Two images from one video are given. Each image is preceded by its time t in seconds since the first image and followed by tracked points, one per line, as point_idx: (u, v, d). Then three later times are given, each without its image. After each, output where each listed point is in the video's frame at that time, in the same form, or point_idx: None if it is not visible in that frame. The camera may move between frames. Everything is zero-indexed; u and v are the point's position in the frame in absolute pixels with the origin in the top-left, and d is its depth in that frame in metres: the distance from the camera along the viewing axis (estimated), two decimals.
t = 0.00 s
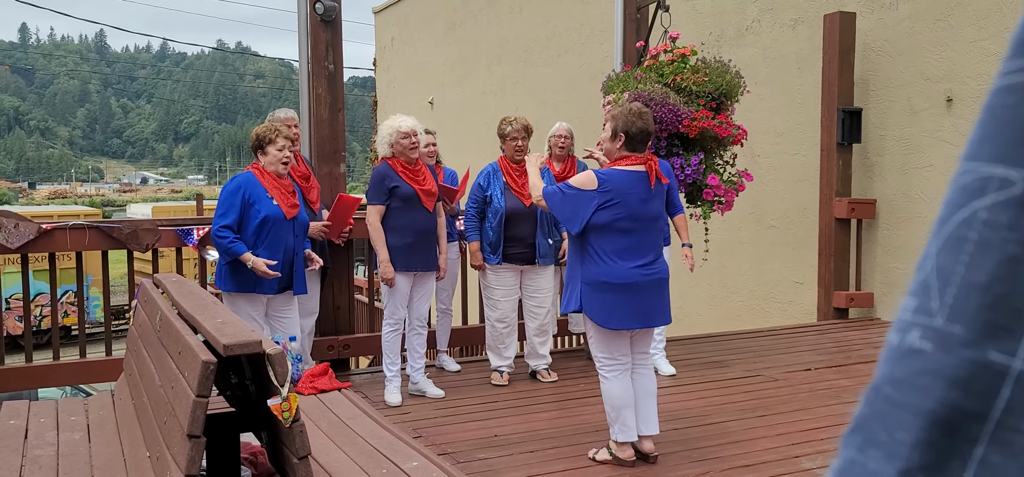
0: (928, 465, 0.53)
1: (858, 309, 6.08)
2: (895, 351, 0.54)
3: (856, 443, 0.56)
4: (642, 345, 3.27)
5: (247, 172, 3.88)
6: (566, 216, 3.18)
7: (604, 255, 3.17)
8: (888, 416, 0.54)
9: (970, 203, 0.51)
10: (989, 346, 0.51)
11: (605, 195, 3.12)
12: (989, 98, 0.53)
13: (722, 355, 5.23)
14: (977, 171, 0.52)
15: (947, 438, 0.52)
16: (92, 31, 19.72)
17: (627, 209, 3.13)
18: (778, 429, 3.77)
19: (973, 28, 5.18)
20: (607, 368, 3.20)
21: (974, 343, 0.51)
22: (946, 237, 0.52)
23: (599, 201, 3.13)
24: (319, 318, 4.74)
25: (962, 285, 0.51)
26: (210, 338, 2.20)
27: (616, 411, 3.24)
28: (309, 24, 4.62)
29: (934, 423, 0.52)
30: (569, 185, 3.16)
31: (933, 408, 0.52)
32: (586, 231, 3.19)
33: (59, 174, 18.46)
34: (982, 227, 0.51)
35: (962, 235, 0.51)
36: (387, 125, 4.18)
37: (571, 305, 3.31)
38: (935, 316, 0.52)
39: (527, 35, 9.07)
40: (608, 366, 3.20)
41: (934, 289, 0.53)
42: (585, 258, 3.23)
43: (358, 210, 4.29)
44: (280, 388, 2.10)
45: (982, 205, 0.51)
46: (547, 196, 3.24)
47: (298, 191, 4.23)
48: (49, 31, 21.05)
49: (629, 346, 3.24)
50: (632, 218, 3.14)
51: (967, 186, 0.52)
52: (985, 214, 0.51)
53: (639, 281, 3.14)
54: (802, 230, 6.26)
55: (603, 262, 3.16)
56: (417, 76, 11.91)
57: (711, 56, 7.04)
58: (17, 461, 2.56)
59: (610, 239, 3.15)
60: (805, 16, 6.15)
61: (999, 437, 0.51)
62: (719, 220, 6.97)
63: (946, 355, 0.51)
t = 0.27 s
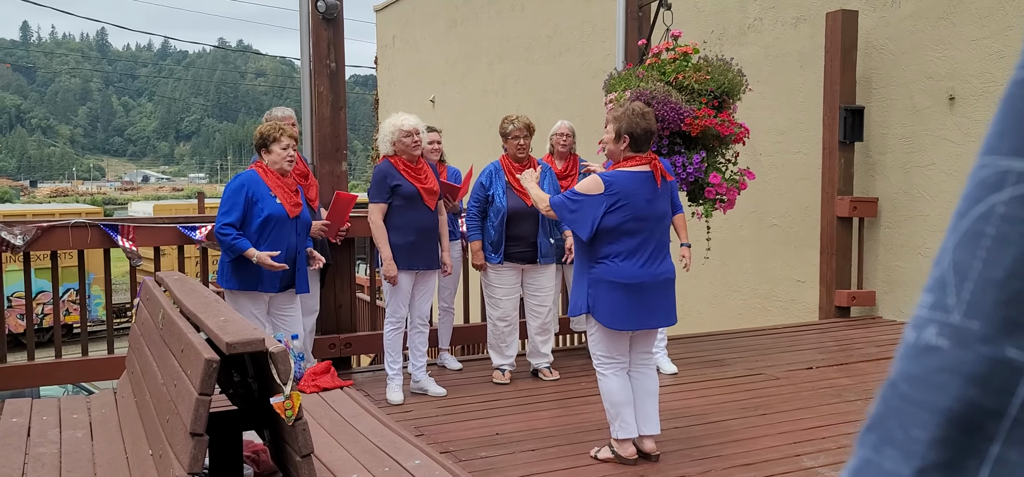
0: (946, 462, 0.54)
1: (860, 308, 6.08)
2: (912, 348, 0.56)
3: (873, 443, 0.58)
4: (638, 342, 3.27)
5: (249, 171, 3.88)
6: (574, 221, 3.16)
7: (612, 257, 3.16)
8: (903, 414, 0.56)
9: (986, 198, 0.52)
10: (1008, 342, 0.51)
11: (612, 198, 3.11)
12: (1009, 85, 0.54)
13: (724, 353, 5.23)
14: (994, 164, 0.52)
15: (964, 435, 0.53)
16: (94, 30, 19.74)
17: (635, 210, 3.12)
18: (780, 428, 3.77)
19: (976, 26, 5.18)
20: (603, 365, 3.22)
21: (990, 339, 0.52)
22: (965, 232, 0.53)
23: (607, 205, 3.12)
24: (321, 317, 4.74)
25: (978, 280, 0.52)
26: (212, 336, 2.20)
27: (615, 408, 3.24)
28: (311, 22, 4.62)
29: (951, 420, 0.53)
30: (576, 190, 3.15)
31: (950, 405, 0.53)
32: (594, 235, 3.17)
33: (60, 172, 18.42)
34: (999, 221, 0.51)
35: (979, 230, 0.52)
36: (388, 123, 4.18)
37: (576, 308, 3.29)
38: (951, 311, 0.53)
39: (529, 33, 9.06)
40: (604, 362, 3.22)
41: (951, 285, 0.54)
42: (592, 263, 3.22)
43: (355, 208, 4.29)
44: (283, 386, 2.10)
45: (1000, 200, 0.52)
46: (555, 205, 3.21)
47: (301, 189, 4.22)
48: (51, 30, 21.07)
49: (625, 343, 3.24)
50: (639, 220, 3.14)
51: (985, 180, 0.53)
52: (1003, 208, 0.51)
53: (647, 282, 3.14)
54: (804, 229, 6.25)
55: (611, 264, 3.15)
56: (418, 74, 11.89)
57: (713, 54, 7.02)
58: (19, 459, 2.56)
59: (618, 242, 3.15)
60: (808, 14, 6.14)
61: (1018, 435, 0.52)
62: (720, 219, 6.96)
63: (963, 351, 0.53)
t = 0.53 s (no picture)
0: (923, 450, 0.61)
1: (863, 305, 6.07)
2: (895, 341, 0.63)
3: (855, 436, 0.66)
4: (644, 340, 3.26)
5: (252, 170, 3.88)
6: (583, 218, 3.15)
7: (618, 255, 3.15)
8: (884, 407, 0.63)
9: (968, 192, 0.60)
10: (985, 335, 0.58)
11: (621, 196, 3.10)
12: (991, 87, 0.61)
13: (727, 351, 5.22)
14: (977, 161, 0.60)
15: (940, 427, 0.60)
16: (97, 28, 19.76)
17: (643, 208, 3.12)
18: (782, 425, 3.76)
19: (979, 22, 5.16)
20: (609, 362, 3.22)
21: (968, 332, 0.59)
22: (946, 226, 0.61)
23: (616, 202, 3.11)
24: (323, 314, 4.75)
25: (957, 274, 0.59)
26: (215, 334, 2.20)
27: (619, 406, 3.24)
28: (314, 20, 4.62)
29: (929, 411, 0.60)
30: (584, 186, 3.13)
31: (928, 395, 0.60)
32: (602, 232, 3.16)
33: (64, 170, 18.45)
34: (978, 215, 0.59)
35: (959, 225, 0.60)
36: (391, 121, 4.16)
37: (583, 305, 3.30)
38: (931, 305, 0.61)
39: (532, 30, 9.03)
40: (609, 359, 3.21)
41: (931, 279, 0.61)
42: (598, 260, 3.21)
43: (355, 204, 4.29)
44: (285, 384, 2.11)
45: (977, 197, 0.59)
46: (561, 199, 3.19)
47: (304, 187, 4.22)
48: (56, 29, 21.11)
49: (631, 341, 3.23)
50: (647, 217, 3.13)
51: (967, 175, 0.60)
52: (982, 202, 0.59)
53: (652, 280, 3.15)
54: (807, 226, 6.24)
55: (617, 261, 3.15)
56: (421, 71, 11.87)
57: (716, 52, 7.01)
58: (23, 456, 2.57)
59: (625, 240, 3.14)
60: (811, 11, 6.12)
61: (993, 424, 0.59)
62: (723, 216, 6.95)
63: (941, 343, 0.60)
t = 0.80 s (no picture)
0: (906, 435, 0.58)
1: (867, 302, 6.06)
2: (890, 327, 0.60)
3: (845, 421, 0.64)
4: (654, 337, 3.26)
5: (255, 167, 3.88)
6: (587, 215, 3.11)
7: (625, 250, 3.15)
8: (871, 392, 0.61)
9: (970, 178, 0.56)
10: (975, 321, 0.55)
11: (628, 192, 3.09)
12: (1004, 68, 0.57)
13: (730, 348, 5.22)
14: (982, 143, 0.57)
15: (925, 411, 0.57)
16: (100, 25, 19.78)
17: (650, 204, 3.12)
18: (786, 422, 3.76)
19: (984, 19, 5.14)
20: (620, 359, 3.21)
21: (958, 317, 0.56)
22: (947, 211, 0.58)
23: (623, 198, 3.10)
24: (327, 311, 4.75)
25: (950, 258, 0.56)
26: (218, 329, 2.20)
27: (628, 402, 3.24)
28: (317, 16, 4.62)
29: (914, 395, 0.58)
30: (589, 183, 3.12)
31: (911, 379, 0.58)
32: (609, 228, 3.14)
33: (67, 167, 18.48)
34: (976, 201, 0.55)
35: (957, 208, 0.57)
36: (394, 117, 4.17)
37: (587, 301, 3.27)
38: (925, 290, 0.58)
39: (535, 27, 9.02)
40: (621, 356, 3.20)
41: (928, 265, 0.58)
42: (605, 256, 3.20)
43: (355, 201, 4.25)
44: (290, 379, 2.11)
45: (978, 180, 0.56)
46: (568, 199, 3.20)
47: (308, 183, 4.22)
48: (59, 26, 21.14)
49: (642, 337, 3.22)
50: (654, 212, 3.13)
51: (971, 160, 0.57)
52: (981, 188, 0.55)
53: (659, 275, 3.14)
54: (810, 223, 6.23)
55: (623, 256, 3.14)
56: (424, 68, 11.86)
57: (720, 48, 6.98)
58: (28, 451, 2.58)
59: (633, 235, 3.14)
60: (814, 8, 6.10)
61: (981, 414, 0.55)
62: (727, 213, 6.92)
63: (929, 328, 0.57)
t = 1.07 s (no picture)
0: (913, 446, 0.54)
1: (869, 300, 6.06)
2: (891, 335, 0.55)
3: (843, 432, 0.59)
4: (655, 335, 3.25)
5: (257, 166, 3.88)
6: (593, 214, 3.13)
7: (628, 248, 3.14)
8: (873, 404, 0.56)
9: (973, 185, 0.52)
10: (985, 329, 0.51)
11: (631, 190, 3.09)
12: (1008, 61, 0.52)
13: (732, 346, 5.22)
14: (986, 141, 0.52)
15: (934, 422, 0.53)
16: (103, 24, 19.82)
17: (653, 201, 3.12)
18: (788, 420, 3.76)
19: (987, 16, 5.14)
20: (621, 357, 3.21)
21: (967, 325, 0.51)
22: (950, 216, 0.53)
23: (626, 197, 3.10)
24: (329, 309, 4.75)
25: (957, 263, 0.52)
26: (221, 328, 2.21)
27: (629, 401, 3.24)
28: (318, 15, 4.62)
29: (922, 407, 0.53)
30: (591, 185, 3.12)
31: (918, 390, 0.53)
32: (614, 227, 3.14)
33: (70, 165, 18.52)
34: (983, 207, 0.51)
35: (962, 212, 0.52)
36: (396, 116, 4.17)
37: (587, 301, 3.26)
38: (930, 296, 0.53)
39: (537, 25, 9.02)
40: (622, 355, 3.20)
41: (932, 271, 0.53)
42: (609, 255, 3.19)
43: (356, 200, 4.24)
44: (292, 378, 2.12)
45: (986, 183, 0.51)
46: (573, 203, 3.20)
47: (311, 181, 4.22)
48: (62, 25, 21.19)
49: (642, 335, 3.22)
50: (656, 210, 3.13)
51: (973, 163, 0.52)
52: (987, 194, 0.51)
53: (663, 272, 3.14)
54: (812, 221, 6.22)
55: (628, 254, 3.14)
56: (426, 67, 11.87)
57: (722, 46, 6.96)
58: (31, 450, 2.59)
59: (636, 233, 3.14)
60: (816, 5, 6.09)
61: (993, 424, 0.51)
62: (729, 211, 6.91)
63: (937, 336, 0.52)
